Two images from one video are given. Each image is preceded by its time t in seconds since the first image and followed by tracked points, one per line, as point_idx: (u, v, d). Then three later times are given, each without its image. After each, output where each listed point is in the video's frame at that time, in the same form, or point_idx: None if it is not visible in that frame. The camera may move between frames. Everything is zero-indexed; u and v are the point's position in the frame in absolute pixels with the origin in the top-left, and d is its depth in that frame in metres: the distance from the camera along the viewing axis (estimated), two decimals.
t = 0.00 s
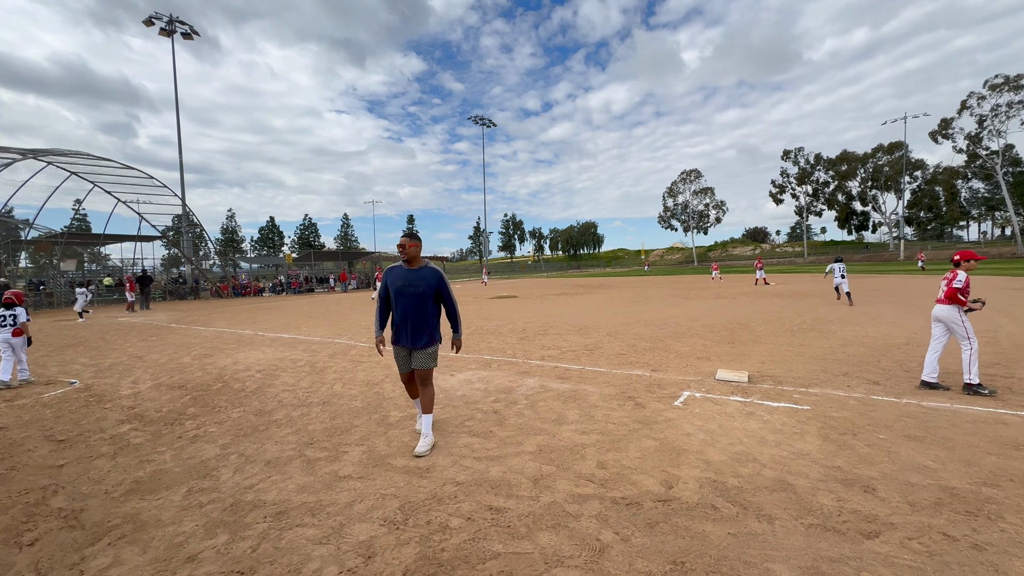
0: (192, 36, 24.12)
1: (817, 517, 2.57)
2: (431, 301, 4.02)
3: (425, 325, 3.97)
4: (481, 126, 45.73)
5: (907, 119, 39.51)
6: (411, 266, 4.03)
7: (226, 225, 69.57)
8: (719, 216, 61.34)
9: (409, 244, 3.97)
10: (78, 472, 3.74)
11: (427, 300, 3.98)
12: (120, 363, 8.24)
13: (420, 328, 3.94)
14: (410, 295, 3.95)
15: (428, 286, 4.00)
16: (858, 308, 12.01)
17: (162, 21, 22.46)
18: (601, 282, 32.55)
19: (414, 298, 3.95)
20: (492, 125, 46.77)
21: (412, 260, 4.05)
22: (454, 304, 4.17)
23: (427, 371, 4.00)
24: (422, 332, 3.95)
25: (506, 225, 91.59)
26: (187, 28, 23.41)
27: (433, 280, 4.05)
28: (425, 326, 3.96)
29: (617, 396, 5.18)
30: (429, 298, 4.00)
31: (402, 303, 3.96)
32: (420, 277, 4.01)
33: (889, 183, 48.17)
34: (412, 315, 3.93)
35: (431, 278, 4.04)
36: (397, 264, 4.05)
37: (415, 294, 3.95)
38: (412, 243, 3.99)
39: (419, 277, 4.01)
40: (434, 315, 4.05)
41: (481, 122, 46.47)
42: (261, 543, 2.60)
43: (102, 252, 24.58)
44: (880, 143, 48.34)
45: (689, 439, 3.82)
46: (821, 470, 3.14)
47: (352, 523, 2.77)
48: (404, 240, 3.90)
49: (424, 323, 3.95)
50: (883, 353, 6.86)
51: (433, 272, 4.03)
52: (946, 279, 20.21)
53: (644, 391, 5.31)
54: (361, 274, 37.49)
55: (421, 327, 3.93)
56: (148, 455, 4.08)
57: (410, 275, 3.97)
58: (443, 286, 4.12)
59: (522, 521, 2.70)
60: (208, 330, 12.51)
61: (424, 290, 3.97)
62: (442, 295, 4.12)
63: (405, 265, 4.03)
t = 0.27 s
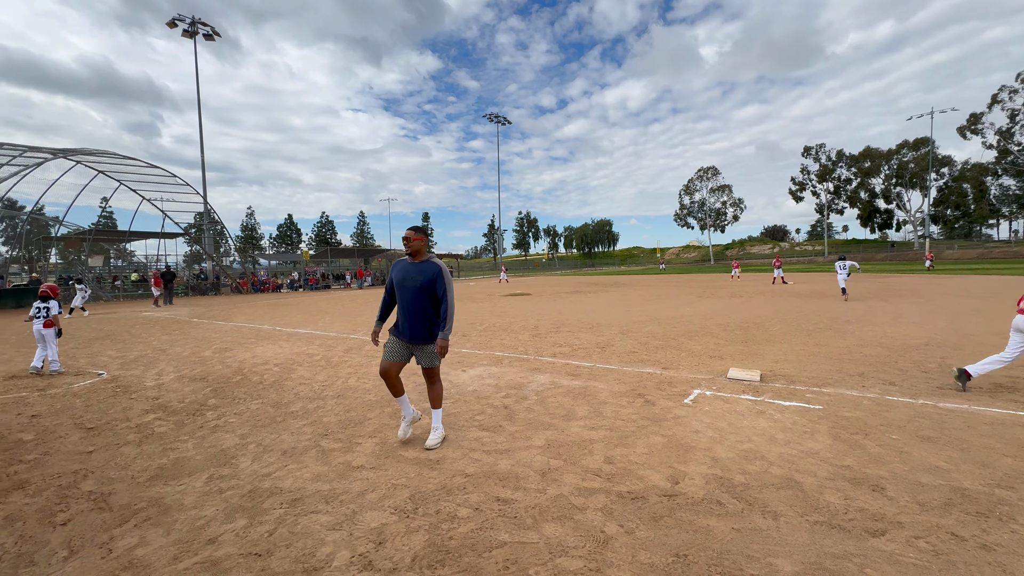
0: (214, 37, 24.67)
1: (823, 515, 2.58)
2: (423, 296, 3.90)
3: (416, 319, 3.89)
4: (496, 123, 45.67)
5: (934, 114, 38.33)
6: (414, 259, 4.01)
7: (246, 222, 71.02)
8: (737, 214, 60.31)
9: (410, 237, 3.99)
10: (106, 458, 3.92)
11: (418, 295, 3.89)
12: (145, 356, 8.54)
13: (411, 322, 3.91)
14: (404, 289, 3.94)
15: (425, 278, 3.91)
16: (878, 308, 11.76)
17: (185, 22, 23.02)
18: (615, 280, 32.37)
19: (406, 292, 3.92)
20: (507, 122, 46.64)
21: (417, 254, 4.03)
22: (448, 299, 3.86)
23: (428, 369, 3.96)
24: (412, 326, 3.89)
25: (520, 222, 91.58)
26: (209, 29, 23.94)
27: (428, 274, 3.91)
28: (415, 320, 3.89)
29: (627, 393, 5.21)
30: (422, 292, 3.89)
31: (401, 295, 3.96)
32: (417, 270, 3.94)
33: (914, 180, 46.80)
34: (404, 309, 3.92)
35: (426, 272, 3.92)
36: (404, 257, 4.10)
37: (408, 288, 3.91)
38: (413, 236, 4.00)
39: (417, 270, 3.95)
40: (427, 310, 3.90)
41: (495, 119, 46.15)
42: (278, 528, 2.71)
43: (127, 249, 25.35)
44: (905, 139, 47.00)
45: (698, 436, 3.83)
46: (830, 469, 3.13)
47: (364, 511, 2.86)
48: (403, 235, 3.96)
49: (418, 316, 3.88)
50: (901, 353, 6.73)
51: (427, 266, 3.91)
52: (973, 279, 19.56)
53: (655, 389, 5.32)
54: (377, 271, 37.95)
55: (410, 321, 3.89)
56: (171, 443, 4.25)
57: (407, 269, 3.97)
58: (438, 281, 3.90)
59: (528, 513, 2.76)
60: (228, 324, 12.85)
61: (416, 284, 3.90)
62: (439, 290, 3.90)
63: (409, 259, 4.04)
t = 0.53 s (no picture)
0: (228, 37, 24.99)
1: (831, 513, 2.57)
2: (410, 297, 3.73)
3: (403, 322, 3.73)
4: (506, 120, 45.59)
5: (956, 109, 37.42)
6: (403, 260, 3.85)
7: (259, 221, 71.99)
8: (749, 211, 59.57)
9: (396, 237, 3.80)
10: (126, 450, 4.04)
11: (405, 296, 3.73)
12: (162, 351, 8.74)
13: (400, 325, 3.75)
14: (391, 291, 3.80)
15: (411, 280, 3.73)
16: (894, 307, 11.54)
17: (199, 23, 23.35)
18: (625, 278, 32.16)
19: (394, 294, 3.77)
20: (517, 119, 46.52)
21: (405, 254, 3.85)
22: (432, 298, 3.62)
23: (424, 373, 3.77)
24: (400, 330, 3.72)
25: (531, 220, 91.50)
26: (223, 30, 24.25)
27: (414, 274, 3.73)
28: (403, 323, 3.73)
29: (635, 390, 5.21)
30: (408, 293, 3.72)
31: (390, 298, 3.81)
32: (404, 271, 3.78)
33: (933, 177, 45.76)
34: (393, 312, 3.78)
35: (411, 272, 3.74)
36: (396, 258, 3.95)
37: (394, 290, 3.76)
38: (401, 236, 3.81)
39: (403, 270, 3.78)
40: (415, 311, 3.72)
41: (506, 117, 46.02)
42: (290, 519, 2.78)
43: (145, 246, 25.85)
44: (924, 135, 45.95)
45: (706, 434, 3.83)
46: (840, 468, 3.11)
47: (375, 504, 2.92)
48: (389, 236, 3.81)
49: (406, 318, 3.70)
50: (917, 353, 6.61)
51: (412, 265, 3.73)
52: (994, 278, 19.10)
53: (664, 387, 5.31)
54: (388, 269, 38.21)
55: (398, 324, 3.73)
56: (188, 436, 4.36)
57: (395, 270, 3.82)
58: (424, 280, 3.71)
59: (535, 507, 2.79)
60: (242, 321, 13.05)
61: (402, 286, 3.72)
62: (426, 290, 3.70)
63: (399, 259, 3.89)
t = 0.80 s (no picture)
0: (232, 36, 25.09)
1: (839, 512, 2.56)
2: (391, 298, 3.59)
3: (386, 324, 3.58)
4: (511, 118, 45.51)
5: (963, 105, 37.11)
6: (378, 259, 3.72)
7: (264, 220, 72.29)
8: (754, 209, 59.24)
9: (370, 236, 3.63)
10: (134, 448, 4.07)
11: (385, 297, 3.59)
12: (168, 350, 8.79)
13: (382, 328, 3.59)
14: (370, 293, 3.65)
15: (391, 279, 3.60)
16: (901, 305, 11.46)
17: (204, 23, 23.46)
18: (629, 276, 32.10)
19: (373, 296, 3.61)
20: (521, 118, 46.38)
21: (381, 253, 3.72)
22: (417, 298, 3.54)
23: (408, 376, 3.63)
24: (382, 333, 3.57)
25: (534, 218, 91.41)
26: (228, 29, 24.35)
27: (393, 273, 3.61)
28: (385, 326, 3.58)
29: (640, 389, 5.20)
30: (388, 294, 3.58)
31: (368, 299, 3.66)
32: (382, 270, 3.64)
33: (941, 174, 45.38)
34: (373, 314, 3.63)
35: (391, 272, 3.61)
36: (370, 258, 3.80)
37: (374, 292, 3.60)
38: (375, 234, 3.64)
39: (381, 271, 3.64)
40: (398, 313, 3.61)
41: (511, 114, 44.44)
42: (297, 517, 2.79)
43: (151, 245, 26.01)
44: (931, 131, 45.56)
45: (712, 433, 3.82)
46: (847, 467, 3.09)
47: (381, 501, 2.93)
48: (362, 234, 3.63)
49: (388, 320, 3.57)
50: (924, 351, 6.57)
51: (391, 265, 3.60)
52: (1003, 275, 18.91)
53: (669, 385, 5.30)
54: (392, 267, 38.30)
55: (379, 326, 3.57)
56: (195, 434, 4.39)
57: (372, 270, 3.66)
58: (405, 280, 3.60)
59: (541, 506, 2.79)
60: (248, 319, 13.13)
61: (381, 287, 3.59)
62: (407, 289, 3.59)
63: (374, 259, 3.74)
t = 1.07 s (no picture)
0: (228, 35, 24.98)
1: (846, 513, 2.54)
2: (372, 301, 3.34)
3: (368, 329, 3.33)
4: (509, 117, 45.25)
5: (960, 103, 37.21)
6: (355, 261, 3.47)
7: (261, 219, 72.12)
8: (752, 207, 59.33)
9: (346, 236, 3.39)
10: (133, 450, 4.03)
11: (363, 301, 3.34)
12: (167, 350, 8.74)
13: (363, 333, 3.33)
14: (347, 296, 3.38)
15: (369, 282, 3.35)
16: (900, 302, 11.48)
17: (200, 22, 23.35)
18: (628, 274, 32.13)
19: (352, 299, 3.36)
20: (519, 118, 45.86)
21: (359, 254, 3.49)
22: (401, 301, 3.33)
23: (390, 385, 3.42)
24: (364, 338, 3.32)
25: (532, 217, 91.40)
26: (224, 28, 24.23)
27: (371, 275, 3.36)
28: (368, 330, 3.33)
29: (642, 388, 5.18)
30: (368, 296, 3.33)
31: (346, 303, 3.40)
32: (360, 272, 3.38)
33: (937, 171, 45.51)
34: (352, 319, 3.37)
35: (370, 273, 3.36)
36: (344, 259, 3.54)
37: (353, 295, 3.35)
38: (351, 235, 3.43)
39: (358, 272, 3.37)
40: (380, 317, 3.37)
41: (506, 114, 46.81)
42: (300, 520, 2.76)
43: (148, 245, 25.88)
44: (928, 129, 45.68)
45: (716, 432, 3.80)
46: (853, 466, 3.08)
47: (384, 504, 2.90)
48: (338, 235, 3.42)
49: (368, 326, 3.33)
50: (925, 349, 6.57)
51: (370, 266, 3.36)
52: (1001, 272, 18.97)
53: (671, 384, 5.28)
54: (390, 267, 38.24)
55: (359, 333, 3.33)
56: (195, 436, 4.35)
57: (349, 272, 3.40)
58: (386, 281, 3.36)
59: (546, 507, 2.77)
60: (247, 319, 13.09)
61: (359, 290, 3.33)
62: (388, 293, 3.36)
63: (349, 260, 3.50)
